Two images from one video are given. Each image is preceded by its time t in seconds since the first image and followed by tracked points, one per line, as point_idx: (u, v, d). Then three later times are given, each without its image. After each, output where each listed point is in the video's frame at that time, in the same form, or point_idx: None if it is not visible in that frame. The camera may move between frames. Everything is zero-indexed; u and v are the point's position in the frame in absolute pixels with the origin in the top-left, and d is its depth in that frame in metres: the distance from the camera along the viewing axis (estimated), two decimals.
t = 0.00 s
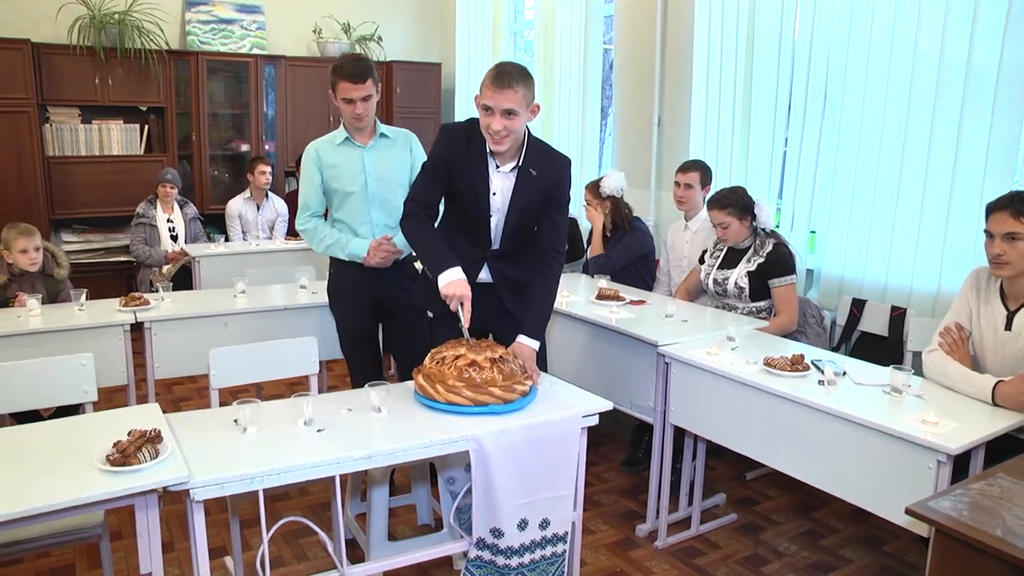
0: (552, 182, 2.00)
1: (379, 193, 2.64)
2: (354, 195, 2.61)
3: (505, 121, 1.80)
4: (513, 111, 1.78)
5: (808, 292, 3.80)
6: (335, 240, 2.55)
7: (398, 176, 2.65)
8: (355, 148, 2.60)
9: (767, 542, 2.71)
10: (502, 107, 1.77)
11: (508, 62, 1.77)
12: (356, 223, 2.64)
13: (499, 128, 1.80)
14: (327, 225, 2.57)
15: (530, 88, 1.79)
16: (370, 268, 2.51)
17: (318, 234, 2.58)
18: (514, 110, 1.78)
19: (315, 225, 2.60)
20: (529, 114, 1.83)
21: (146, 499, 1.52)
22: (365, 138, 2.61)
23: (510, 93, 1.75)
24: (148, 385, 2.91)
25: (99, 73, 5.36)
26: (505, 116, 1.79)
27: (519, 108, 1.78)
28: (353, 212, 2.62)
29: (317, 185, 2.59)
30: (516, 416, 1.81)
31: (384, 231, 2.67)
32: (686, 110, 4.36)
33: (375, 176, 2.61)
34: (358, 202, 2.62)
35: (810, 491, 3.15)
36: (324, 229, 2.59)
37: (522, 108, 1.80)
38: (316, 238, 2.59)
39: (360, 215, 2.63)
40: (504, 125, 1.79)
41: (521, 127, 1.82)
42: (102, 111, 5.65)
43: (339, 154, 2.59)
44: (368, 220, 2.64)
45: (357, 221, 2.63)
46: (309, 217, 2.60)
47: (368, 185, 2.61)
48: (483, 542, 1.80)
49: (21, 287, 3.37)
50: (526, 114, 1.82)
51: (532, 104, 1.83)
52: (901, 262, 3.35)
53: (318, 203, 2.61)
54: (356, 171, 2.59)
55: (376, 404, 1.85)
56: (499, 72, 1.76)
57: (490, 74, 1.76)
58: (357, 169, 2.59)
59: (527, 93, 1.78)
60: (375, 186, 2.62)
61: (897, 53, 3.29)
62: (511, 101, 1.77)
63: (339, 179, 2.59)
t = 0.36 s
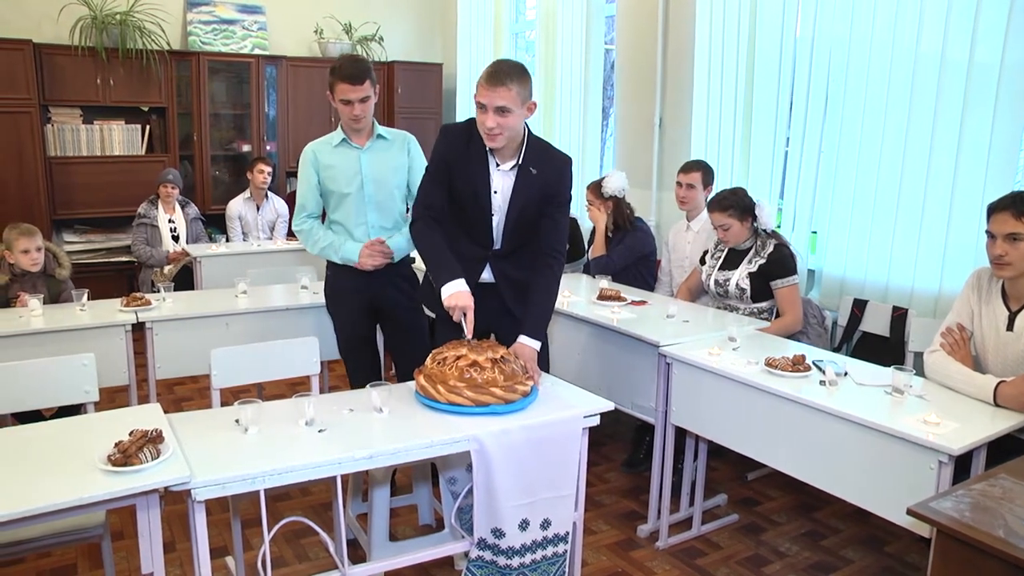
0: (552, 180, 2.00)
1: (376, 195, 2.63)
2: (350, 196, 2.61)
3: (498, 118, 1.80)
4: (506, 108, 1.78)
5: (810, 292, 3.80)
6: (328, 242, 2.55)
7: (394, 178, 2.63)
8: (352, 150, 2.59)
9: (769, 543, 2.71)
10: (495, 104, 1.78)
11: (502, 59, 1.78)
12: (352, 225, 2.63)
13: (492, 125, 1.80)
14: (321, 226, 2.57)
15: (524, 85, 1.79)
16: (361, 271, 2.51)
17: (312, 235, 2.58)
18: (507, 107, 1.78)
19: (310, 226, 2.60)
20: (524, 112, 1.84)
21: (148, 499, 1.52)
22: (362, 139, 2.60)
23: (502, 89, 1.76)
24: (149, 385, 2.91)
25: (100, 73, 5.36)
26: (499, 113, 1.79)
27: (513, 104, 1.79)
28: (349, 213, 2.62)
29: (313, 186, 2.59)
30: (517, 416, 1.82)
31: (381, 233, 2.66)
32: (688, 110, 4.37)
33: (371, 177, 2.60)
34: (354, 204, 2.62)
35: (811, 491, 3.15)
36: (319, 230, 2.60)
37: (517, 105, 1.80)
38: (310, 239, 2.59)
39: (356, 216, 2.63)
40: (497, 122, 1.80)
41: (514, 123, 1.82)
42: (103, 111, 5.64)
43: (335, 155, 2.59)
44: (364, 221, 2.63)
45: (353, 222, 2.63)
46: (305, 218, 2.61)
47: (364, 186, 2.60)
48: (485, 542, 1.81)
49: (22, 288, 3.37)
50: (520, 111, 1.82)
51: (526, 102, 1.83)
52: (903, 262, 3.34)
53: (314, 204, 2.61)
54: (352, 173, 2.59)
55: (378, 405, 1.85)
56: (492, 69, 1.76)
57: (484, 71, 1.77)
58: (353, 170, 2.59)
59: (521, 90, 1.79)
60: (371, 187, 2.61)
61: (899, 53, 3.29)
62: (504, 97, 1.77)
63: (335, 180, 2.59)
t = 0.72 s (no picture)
0: (540, 171, 1.98)
1: (378, 196, 2.63)
2: (352, 197, 2.61)
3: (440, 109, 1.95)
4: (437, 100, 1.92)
5: (811, 292, 3.80)
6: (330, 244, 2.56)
7: (397, 178, 2.63)
8: (354, 150, 2.59)
9: (770, 543, 2.71)
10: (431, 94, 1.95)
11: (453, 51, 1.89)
12: (354, 226, 2.64)
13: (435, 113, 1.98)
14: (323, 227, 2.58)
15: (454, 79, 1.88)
16: (358, 275, 2.52)
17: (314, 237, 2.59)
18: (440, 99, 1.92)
19: (312, 226, 2.61)
20: (460, 105, 1.90)
21: (149, 499, 1.52)
22: (364, 140, 2.60)
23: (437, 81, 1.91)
24: (150, 385, 2.91)
25: (101, 73, 5.36)
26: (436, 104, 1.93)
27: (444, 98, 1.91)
28: (351, 214, 2.62)
29: (315, 187, 2.60)
30: (518, 416, 1.82)
31: (383, 234, 2.66)
32: (689, 110, 4.37)
33: (373, 178, 2.60)
34: (356, 205, 2.62)
35: (812, 491, 3.15)
36: (321, 232, 2.61)
37: (452, 98, 1.90)
38: (311, 241, 2.61)
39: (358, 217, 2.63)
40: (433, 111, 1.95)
41: (450, 114, 1.93)
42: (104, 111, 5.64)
43: (338, 156, 2.59)
44: (366, 222, 2.64)
45: (355, 223, 2.63)
46: (306, 219, 2.62)
47: (366, 187, 2.60)
48: (486, 542, 1.81)
49: (23, 287, 3.38)
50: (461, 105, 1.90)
51: (462, 96, 1.88)
52: (904, 262, 3.34)
53: (316, 205, 2.62)
54: (354, 174, 2.59)
55: (379, 404, 1.85)
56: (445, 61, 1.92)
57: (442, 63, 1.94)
58: (355, 171, 2.58)
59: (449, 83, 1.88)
60: (373, 188, 2.61)
61: (900, 53, 3.28)
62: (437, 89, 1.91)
63: (337, 181, 2.59)
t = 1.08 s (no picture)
0: (544, 169, 1.98)
1: (381, 196, 2.63)
2: (355, 197, 2.60)
3: (463, 117, 1.86)
4: (466, 108, 1.83)
5: (811, 292, 3.79)
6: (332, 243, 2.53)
7: (399, 178, 2.64)
8: (356, 150, 2.59)
9: (770, 543, 2.71)
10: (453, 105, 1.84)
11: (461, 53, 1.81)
12: (356, 226, 2.63)
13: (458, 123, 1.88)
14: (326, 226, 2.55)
15: (479, 81, 1.81)
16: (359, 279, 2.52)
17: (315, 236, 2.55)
18: (467, 106, 1.83)
19: (311, 223, 2.58)
20: (490, 102, 1.85)
21: (149, 499, 1.52)
22: (367, 139, 2.59)
23: (456, 89, 1.81)
24: (150, 385, 2.91)
25: (102, 73, 5.36)
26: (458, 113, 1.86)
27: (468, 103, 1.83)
28: (352, 214, 2.62)
29: (317, 186, 2.58)
30: (518, 416, 1.82)
31: (386, 233, 2.65)
32: (689, 111, 4.37)
33: (376, 178, 2.60)
34: (359, 204, 2.62)
35: (813, 491, 3.15)
36: (320, 229, 2.57)
37: (475, 100, 1.83)
38: (313, 239, 2.57)
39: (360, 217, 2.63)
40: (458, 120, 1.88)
41: (480, 117, 1.86)
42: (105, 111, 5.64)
43: (340, 156, 2.58)
44: (369, 222, 2.63)
45: (357, 223, 2.62)
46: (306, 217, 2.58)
47: (369, 187, 2.60)
48: (486, 542, 1.81)
49: (24, 288, 3.38)
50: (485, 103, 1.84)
51: (491, 92, 1.84)
52: (904, 262, 3.34)
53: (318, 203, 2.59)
54: (357, 174, 2.59)
55: (379, 404, 1.85)
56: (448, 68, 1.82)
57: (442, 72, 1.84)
58: (358, 171, 2.59)
59: (476, 86, 1.81)
60: (376, 188, 2.61)
61: (900, 53, 3.28)
62: (462, 97, 1.82)
63: (340, 182, 2.59)
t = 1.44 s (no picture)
0: (553, 171, 1.99)
1: (382, 196, 2.63)
2: (357, 198, 2.61)
3: (495, 128, 1.87)
4: (502, 119, 1.84)
5: (811, 292, 3.79)
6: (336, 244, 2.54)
7: (401, 178, 2.64)
8: (358, 150, 2.58)
9: (770, 543, 2.70)
10: (489, 119, 1.83)
11: (486, 64, 1.81)
12: (358, 226, 2.63)
13: (492, 135, 1.88)
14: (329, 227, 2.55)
15: (510, 89, 1.82)
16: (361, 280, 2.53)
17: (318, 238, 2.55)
18: (503, 116, 1.84)
19: (315, 224, 2.57)
20: (518, 106, 1.88)
21: (150, 498, 1.52)
22: (368, 139, 2.58)
23: (492, 102, 1.81)
24: (150, 385, 2.91)
25: (102, 74, 5.37)
26: (493, 124, 1.85)
27: (504, 113, 1.84)
28: (355, 213, 2.62)
29: (319, 186, 2.57)
30: (518, 416, 1.82)
31: (387, 233, 2.66)
32: (689, 111, 4.37)
33: (377, 178, 2.60)
34: (360, 205, 2.62)
35: (812, 491, 3.15)
36: (325, 230, 2.58)
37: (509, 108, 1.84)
38: (315, 240, 2.57)
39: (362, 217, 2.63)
40: (493, 132, 1.87)
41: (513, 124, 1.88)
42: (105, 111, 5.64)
43: (342, 156, 2.57)
44: (370, 222, 2.63)
45: (359, 223, 2.63)
46: (308, 217, 2.57)
47: (371, 187, 2.60)
48: (486, 542, 1.81)
49: (24, 288, 3.38)
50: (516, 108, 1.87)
51: (519, 95, 1.86)
52: (905, 262, 3.34)
53: (320, 203, 2.58)
54: (358, 174, 2.58)
55: (380, 404, 1.85)
56: (475, 83, 1.80)
57: (468, 89, 1.81)
58: (360, 171, 2.58)
59: (509, 94, 1.82)
60: (378, 188, 2.61)
61: (901, 53, 3.28)
62: (498, 108, 1.82)
63: (342, 182, 2.58)
